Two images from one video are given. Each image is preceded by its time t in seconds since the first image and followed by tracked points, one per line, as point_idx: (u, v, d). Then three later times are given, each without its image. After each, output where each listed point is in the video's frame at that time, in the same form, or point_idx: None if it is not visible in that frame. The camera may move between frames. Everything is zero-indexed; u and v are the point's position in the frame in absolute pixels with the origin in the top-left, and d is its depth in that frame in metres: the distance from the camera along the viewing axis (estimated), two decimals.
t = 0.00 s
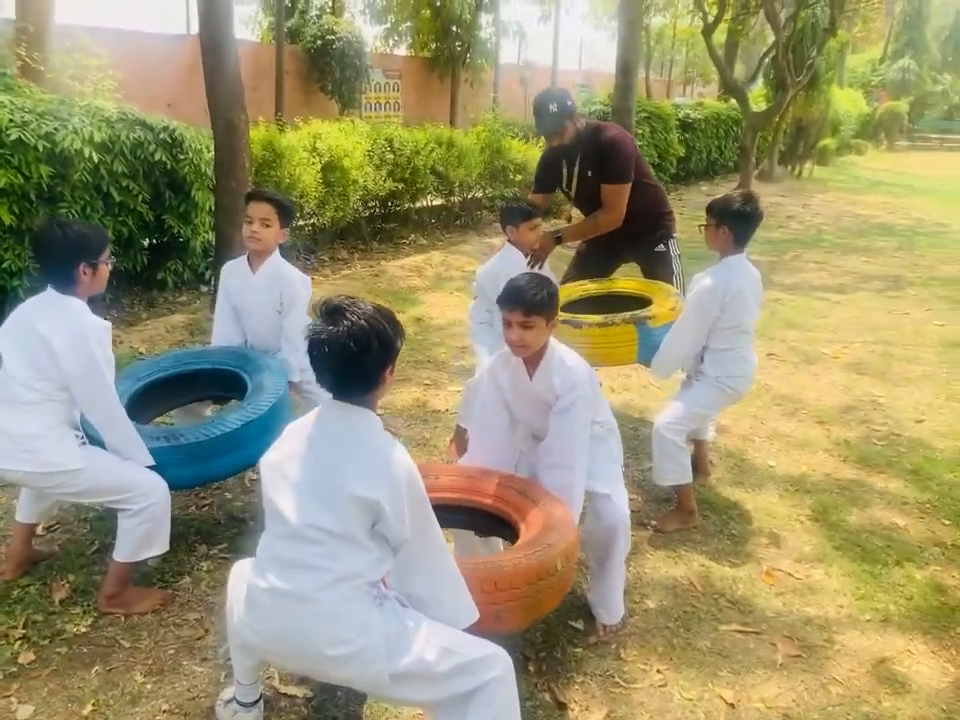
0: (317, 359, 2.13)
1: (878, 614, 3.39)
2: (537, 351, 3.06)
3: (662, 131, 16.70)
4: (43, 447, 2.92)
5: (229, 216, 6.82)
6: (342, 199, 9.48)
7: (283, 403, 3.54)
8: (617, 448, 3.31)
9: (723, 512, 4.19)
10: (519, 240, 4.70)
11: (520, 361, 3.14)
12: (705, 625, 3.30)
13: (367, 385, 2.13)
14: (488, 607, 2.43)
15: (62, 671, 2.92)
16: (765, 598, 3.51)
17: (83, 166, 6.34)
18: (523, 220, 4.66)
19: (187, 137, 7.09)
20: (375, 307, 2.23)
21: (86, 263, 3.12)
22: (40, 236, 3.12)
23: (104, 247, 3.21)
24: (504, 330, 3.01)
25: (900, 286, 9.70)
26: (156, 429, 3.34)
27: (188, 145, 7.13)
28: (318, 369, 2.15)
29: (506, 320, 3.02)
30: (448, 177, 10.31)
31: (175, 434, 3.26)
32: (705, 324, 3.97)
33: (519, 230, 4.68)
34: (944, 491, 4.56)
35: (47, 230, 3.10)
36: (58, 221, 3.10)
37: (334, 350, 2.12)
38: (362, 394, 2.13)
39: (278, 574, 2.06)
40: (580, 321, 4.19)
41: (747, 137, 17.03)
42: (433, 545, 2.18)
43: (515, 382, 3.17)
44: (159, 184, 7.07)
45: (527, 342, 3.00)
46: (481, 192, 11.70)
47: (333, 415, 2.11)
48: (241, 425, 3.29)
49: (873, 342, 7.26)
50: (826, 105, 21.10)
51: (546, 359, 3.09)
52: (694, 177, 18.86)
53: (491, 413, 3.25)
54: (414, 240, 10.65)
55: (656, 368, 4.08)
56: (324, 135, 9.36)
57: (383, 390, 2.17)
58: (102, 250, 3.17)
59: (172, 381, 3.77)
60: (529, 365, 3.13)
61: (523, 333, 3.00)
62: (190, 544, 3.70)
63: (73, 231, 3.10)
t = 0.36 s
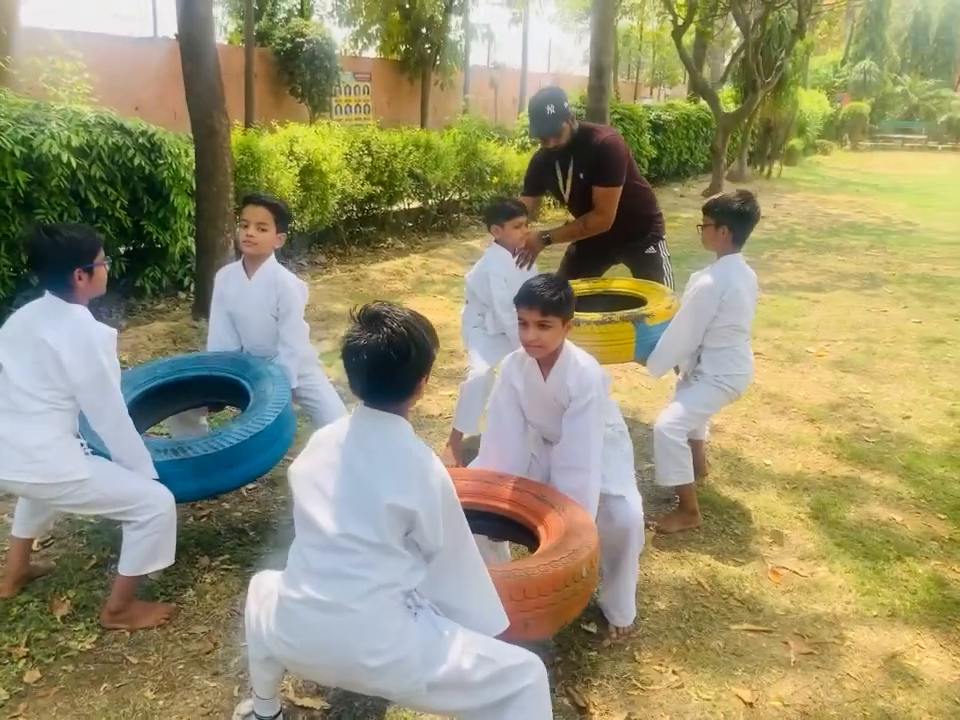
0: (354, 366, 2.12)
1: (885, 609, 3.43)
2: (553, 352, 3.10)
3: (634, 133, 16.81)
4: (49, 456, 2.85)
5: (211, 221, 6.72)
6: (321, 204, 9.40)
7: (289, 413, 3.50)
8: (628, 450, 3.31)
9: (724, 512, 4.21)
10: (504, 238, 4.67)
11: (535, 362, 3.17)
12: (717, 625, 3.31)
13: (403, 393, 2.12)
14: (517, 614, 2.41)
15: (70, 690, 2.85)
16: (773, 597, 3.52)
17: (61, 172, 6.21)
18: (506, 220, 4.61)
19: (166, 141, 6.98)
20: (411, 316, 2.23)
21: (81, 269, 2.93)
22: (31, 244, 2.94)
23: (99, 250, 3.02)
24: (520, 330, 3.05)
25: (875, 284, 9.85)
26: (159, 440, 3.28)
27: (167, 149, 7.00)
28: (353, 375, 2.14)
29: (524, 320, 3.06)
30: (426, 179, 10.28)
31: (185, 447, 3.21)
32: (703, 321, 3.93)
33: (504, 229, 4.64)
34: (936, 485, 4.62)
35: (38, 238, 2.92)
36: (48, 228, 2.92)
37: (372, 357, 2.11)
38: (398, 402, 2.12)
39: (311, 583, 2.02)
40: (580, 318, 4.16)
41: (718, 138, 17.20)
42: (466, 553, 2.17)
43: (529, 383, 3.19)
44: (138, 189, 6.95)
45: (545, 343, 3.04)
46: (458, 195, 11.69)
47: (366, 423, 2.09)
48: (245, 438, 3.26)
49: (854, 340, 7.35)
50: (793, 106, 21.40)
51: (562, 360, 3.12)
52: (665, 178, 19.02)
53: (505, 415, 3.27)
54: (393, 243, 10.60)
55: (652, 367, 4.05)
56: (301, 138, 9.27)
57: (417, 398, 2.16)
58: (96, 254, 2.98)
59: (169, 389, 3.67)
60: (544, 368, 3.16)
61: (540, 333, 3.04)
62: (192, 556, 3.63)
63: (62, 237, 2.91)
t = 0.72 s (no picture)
0: (372, 372, 2.13)
1: (878, 603, 3.47)
2: (553, 355, 3.11)
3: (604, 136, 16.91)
4: (42, 466, 2.79)
5: (188, 225, 6.63)
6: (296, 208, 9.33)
7: (285, 421, 3.47)
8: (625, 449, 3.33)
9: (715, 510, 4.24)
10: (492, 242, 4.68)
11: (534, 363, 3.17)
12: (716, 623, 3.34)
13: (419, 401, 2.14)
14: (533, 614, 2.45)
15: (67, 704, 2.78)
16: (769, 593, 3.56)
17: (34, 176, 6.08)
18: (494, 222, 4.60)
19: (141, 145, 6.88)
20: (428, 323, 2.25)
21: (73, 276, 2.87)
22: (21, 250, 2.87)
23: (91, 256, 2.96)
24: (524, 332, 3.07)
25: (846, 283, 10.01)
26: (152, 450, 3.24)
27: (142, 152, 6.89)
28: (369, 382, 2.15)
29: (527, 320, 3.08)
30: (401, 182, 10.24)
31: (181, 457, 3.17)
32: (693, 321, 3.93)
33: (492, 232, 4.64)
34: (919, 479, 4.71)
35: (29, 244, 2.85)
36: (40, 233, 2.85)
37: (391, 365, 2.13)
38: (414, 409, 2.14)
39: (328, 592, 2.02)
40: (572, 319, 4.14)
41: (686, 140, 17.39)
42: (483, 560, 2.17)
43: (528, 386, 3.19)
44: (112, 194, 6.84)
45: (546, 345, 3.05)
46: (432, 198, 11.67)
47: (381, 431, 2.11)
48: (237, 451, 3.22)
49: (829, 339, 7.46)
50: (758, 109, 21.71)
51: (561, 362, 3.12)
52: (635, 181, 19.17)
53: (501, 419, 3.24)
54: (368, 246, 10.55)
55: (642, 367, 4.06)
56: (275, 141, 9.19)
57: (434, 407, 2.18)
58: (88, 260, 2.92)
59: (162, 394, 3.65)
60: (544, 371, 3.17)
61: (542, 335, 3.06)
62: (184, 565, 3.57)
63: (55, 242, 2.85)
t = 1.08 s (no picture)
0: (379, 380, 2.11)
1: (870, 602, 3.48)
2: (544, 362, 3.05)
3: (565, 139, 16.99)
4: (21, 484, 2.69)
5: (153, 232, 6.46)
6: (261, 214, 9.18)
7: (268, 430, 3.36)
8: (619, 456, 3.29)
9: (702, 512, 4.24)
10: (477, 251, 4.63)
11: (525, 370, 3.11)
12: (712, 628, 3.32)
13: (425, 411, 2.12)
14: (541, 626, 2.40)
15: None
16: (761, 596, 3.55)
17: None
18: (480, 231, 4.57)
19: (102, 150, 6.70)
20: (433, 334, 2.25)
21: (55, 285, 2.75)
22: None
23: (72, 264, 2.84)
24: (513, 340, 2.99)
25: (809, 282, 10.16)
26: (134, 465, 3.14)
27: (103, 158, 6.71)
28: (374, 390, 2.14)
29: (516, 326, 2.99)
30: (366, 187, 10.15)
31: (163, 471, 3.06)
32: (679, 323, 3.93)
33: (478, 240, 4.59)
34: (897, 476, 4.76)
35: (6, 252, 2.71)
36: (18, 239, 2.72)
37: (400, 373, 2.12)
38: (420, 420, 2.11)
39: (343, 618, 2.00)
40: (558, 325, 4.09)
41: (646, 143, 17.54)
42: (496, 576, 2.16)
43: (520, 395, 3.14)
44: (71, 200, 6.65)
45: (537, 351, 2.97)
46: (397, 202, 11.59)
47: (389, 451, 2.07)
48: (222, 462, 3.12)
49: (799, 338, 7.54)
50: (714, 112, 22.00)
51: (553, 369, 3.07)
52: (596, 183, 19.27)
53: (495, 430, 3.20)
54: (334, 252, 10.43)
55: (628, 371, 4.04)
56: (238, 145, 9.04)
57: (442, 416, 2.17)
58: (70, 269, 2.80)
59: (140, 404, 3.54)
60: (536, 377, 3.11)
61: (533, 340, 2.98)
62: (166, 584, 3.45)
63: (35, 250, 2.72)
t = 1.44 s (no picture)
0: (409, 399, 1.96)
1: (883, 606, 3.42)
2: (554, 372, 2.92)
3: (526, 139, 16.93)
4: (4, 511, 2.46)
5: (115, 237, 6.19)
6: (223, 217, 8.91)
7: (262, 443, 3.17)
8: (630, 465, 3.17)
9: (702, 516, 4.15)
10: (464, 253, 4.52)
11: (534, 380, 2.98)
12: (729, 639, 3.22)
13: (457, 430, 1.97)
14: (579, 652, 2.34)
15: None
16: (773, 603, 3.46)
17: None
18: (468, 234, 4.44)
19: (59, 151, 6.40)
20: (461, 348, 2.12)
21: (44, 290, 2.52)
22: None
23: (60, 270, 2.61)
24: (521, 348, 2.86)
25: (777, 280, 10.21)
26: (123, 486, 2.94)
27: (60, 159, 6.42)
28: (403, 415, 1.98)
29: (526, 334, 2.85)
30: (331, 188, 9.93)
31: (155, 490, 2.85)
32: (680, 323, 3.84)
33: (466, 244, 4.48)
34: (890, 474, 4.73)
35: None
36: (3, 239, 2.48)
37: (431, 391, 1.97)
38: (456, 432, 1.97)
39: (375, 657, 1.85)
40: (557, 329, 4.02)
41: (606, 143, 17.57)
42: (532, 603, 2.03)
43: (529, 405, 3.00)
44: (27, 204, 6.34)
45: (548, 359, 2.84)
46: (362, 203, 11.39)
47: (422, 476, 1.91)
48: (216, 477, 2.92)
49: (775, 336, 7.55)
50: (671, 112, 22.14)
51: (563, 376, 2.93)
52: (557, 183, 19.24)
53: (502, 442, 3.06)
54: (299, 254, 10.19)
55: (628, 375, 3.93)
56: (199, 146, 8.76)
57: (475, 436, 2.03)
58: (61, 274, 2.58)
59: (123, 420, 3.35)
60: (545, 386, 2.97)
61: (544, 348, 2.85)
62: (154, 612, 3.24)
63: (23, 253, 2.47)
